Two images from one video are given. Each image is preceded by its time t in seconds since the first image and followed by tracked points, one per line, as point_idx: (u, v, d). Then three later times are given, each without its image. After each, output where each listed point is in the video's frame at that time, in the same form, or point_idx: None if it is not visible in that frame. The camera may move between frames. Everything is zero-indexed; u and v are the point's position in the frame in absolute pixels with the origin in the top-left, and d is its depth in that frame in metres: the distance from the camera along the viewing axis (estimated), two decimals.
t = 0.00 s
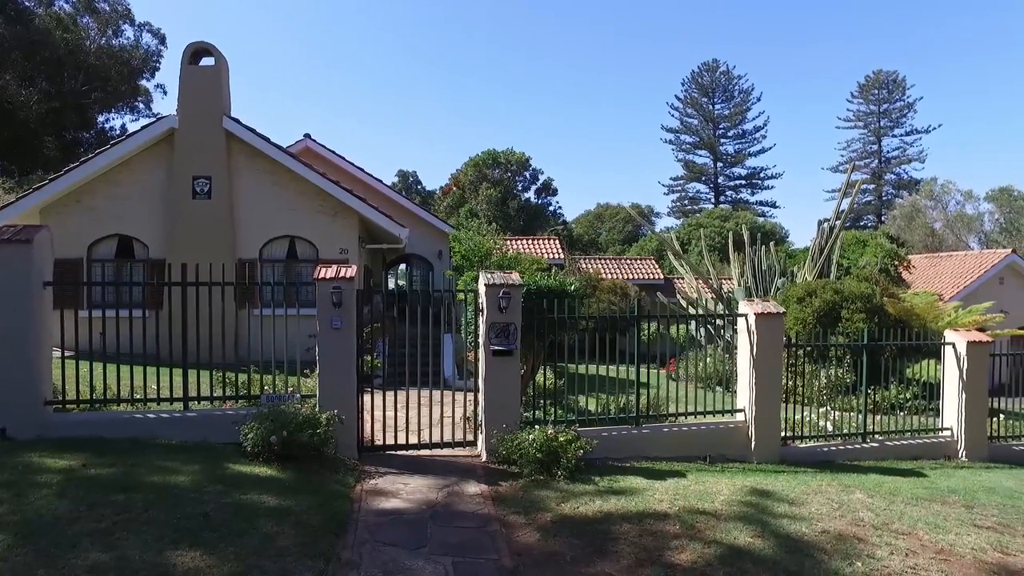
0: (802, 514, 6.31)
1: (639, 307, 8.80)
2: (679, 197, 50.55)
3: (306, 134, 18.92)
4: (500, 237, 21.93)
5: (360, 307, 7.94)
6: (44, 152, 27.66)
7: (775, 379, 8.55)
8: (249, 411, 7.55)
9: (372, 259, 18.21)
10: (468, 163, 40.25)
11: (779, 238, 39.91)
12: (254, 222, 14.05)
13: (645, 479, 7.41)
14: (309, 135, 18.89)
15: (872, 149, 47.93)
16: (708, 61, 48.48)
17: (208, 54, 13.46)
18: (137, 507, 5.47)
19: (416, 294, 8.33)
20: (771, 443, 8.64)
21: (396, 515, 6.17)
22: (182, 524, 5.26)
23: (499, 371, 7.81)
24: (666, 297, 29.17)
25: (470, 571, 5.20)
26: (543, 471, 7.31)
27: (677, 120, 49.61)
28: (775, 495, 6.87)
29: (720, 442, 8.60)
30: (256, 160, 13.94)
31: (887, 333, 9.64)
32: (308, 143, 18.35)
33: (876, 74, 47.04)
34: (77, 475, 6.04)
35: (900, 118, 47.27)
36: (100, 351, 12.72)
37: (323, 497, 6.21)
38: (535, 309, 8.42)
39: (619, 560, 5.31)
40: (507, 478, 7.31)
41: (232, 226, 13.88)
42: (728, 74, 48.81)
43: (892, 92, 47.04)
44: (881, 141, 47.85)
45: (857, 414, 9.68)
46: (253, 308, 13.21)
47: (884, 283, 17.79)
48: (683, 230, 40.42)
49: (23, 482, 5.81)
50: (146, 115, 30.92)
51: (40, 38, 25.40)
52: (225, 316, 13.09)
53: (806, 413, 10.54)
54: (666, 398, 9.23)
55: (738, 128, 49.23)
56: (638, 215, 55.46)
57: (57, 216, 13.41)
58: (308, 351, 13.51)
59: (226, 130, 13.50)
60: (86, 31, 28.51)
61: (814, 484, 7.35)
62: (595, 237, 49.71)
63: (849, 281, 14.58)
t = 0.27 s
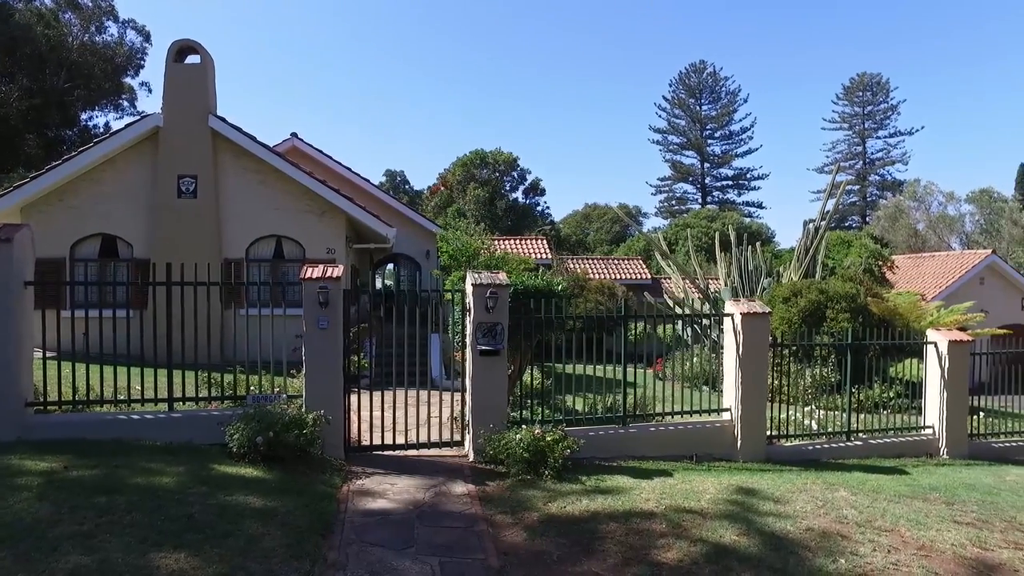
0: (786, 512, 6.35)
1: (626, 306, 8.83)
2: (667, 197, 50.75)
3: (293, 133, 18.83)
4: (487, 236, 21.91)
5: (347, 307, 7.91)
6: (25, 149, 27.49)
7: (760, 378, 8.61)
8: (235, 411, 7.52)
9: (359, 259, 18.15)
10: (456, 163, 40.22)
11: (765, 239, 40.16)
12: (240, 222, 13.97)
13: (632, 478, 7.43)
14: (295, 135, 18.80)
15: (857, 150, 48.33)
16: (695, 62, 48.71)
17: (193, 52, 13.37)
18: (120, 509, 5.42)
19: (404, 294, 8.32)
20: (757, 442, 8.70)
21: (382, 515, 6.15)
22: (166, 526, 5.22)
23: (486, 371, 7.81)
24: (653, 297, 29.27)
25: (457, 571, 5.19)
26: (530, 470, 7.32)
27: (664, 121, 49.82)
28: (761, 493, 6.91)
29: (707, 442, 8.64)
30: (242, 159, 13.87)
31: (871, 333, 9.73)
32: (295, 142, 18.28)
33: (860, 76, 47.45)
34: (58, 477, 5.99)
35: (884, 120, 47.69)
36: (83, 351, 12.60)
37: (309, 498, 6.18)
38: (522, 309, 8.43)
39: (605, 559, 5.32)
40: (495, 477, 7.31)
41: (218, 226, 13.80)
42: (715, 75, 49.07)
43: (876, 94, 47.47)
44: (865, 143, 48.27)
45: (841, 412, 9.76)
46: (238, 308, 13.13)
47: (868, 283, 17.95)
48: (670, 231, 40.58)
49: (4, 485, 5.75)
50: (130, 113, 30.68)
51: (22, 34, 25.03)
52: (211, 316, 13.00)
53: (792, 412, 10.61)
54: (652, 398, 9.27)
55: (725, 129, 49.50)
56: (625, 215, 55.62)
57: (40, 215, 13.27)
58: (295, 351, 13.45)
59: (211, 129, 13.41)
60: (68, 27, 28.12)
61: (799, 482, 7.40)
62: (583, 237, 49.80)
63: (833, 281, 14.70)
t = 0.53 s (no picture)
0: (770, 510, 6.41)
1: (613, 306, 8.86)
2: (653, 198, 50.96)
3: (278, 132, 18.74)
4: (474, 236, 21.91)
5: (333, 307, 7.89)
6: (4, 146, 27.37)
7: (745, 377, 8.68)
8: (220, 412, 7.48)
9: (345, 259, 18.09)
10: (443, 163, 40.20)
11: (750, 239, 40.45)
12: (225, 221, 13.89)
13: (618, 477, 7.46)
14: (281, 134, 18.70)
15: (841, 152, 48.75)
16: (681, 64, 48.94)
17: (177, 50, 13.28)
18: (102, 512, 5.38)
19: (390, 294, 8.30)
20: (741, 441, 8.77)
21: (368, 516, 6.14)
22: (149, 528, 5.19)
23: (472, 371, 7.81)
24: (639, 297, 29.39)
25: (443, 571, 5.20)
26: (516, 470, 7.33)
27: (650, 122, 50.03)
28: (745, 492, 6.97)
29: (692, 441, 8.69)
30: (227, 158, 13.78)
31: (854, 332, 9.82)
32: (280, 141, 18.19)
33: (843, 79, 47.87)
34: (39, 480, 5.93)
35: (867, 122, 48.13)
36: (65, 352, 12.48)
37: (294, 499, 6.16)
38: (508, 309, 8.44)
39: (591, 558, 5.34)
40: (481, 477, 7.32)
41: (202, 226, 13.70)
42: (701, 77, 49.32)
43: (860, 97, 47.90)
44: (849, 145, 48.70)
45: (825, 411, 9.86)
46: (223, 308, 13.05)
47: (851, 283, 18.13)
48: (657, 231, 40.76)
49: None
50: (112, 111, 30.43)
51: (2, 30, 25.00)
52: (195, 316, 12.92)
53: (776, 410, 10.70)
54: (638, 397, 9.31)
55: (711, 130, 49.78)
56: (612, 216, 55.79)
57: (21, 214, 13.13)
58: (280, 351, 13.39)
59: (196, 127, 13.32)
60: (48, 23, 27.63)
61: (783, 480, 7.46)
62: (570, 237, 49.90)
63: (817, 281, 14.83)
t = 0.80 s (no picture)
0: (754, 508, 6.45)
1: (598, 306, 8.88)
2: (639, 198, 51.15)
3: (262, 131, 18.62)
4: (460, 236, 21.89)
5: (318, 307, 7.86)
6: None
7: (729, 377, 8.73)
8: (203, 413, 7.42)
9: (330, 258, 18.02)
10: (429, 163, 40.15)
11: (734, 239, 40.70)
12: (208, 220, 13.79)
13: (603, 476, 7.49)
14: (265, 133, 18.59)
15: (824, 153, 49.16)
16: (667, 65, 49.15)
17: (160, 47, 13.16)
18: (82, 515, 5.33)
19: (375, 294, 8.28)
20: (725, 440, 8.82)
21: (353, 516, 6.12)
22: (130, 530, 5.14)
23: (458, 371, 7.81)
24: (625, 296, 29.50)
25: (428, 571, 5.19)
26: (501, 470, 7.34)
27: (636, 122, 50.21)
28: (729, 490, 7.02)
29: (677, 440, 8.73)
30: (211, 157, 13.68)
31: (836, 332, 9.91)
32: (265, 140, 18.08)
33: (827, 81, 48.28)
34: (18, 483, 5.86)
35: (850, 124, 48.58)
36: (45, 353, 12.34)
37: (278, 500, 6.13)
38: (494, 309, 8.44)
39: (576, 558, 5.36)
40: (466, 477, 7.31)
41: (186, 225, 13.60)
42: (687, 78, 49.56)
43: (843, 99, 48.32)
44: (832, 146, 49.12)
45: (808, 410, 9.94)
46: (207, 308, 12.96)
47: (834, 283, 18.29)
48: (642, 231, 40.91)
49: None
50: (93, 108, 30.10)
51: None
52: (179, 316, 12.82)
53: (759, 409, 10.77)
54: (623, 397, 9.34)
55: (696, 131, 50.02)
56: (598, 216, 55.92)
57: None
58: (265, 352, 13.32)
59: (179, 125, 13.21)
60: (26, 18, 27.04)
61: (767, 479, 7.52)
62: (556, 237, 49.98)
63: (801, 281, 14.95)
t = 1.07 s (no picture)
0: (738, 506, 6.50)
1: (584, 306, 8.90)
2: (625, 198, 51.31)
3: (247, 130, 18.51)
4: (446, 236, 21.86)
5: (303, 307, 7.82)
6: None
7: (714, 376, 8.79)
8: (187, 414, 7.37)
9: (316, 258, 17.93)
10: (415, 163, 40.05)
11: (720, 240, 40.94)
12: (192, 220, 13.68)
13: (589, 476, 7.51)
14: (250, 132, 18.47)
15: (808, 155, 49.56)
16: (652, 66, 49.32)
17: (143, 45, 13.04)
18: (62, 518, 5.28)
19: (361, 295, 8.25)
20: (710, 439, 8.88)
21: (338, 518, 6.10)
22: (112, 534, 5.10)
23: (444, 371, 7.80)
24: (611, 296, 29.58)
25: (414, 571, 5.18)
26: (487, 470, 7.34)
27: (623, 123, 50.36)
28: (713, 489, 7.06)
29: (662, 440, 8.77)
30: (195, 156, 13.58)
31: (820, 331, 9.99)
32: (250, 139, 17.97)
33: (810, 83, 48.67)
34: None
35: (834, 126, 49.00)
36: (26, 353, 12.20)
37: (263, 501, 6.10)
38: (480, 310, 8.44)
39: (562, 557, 5.37)
40: (452, 477, 7.30)
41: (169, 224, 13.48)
42: (673, 79, 49.76)
43: (826, 101, 48.73)
44: (816, 148, 49.53)
45: (791, 409, 10.02)
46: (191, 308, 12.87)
47: (818, 284, 18.45)
48: (629, 231, 41.04)
49: None
50: (74, 106, 29.72)
51: None
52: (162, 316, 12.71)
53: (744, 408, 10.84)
54: (609, 397, 9.36)
55: (682, 132, 50.25)
56: (584, 216, 56.05)
57: None
58: (250, 352, 13.24)
59: (162, 124, 13.09)
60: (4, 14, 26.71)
61: (751, 477, 7.57)
62: (543, 237, 50.03)
63: (785, 281, 15.06)
